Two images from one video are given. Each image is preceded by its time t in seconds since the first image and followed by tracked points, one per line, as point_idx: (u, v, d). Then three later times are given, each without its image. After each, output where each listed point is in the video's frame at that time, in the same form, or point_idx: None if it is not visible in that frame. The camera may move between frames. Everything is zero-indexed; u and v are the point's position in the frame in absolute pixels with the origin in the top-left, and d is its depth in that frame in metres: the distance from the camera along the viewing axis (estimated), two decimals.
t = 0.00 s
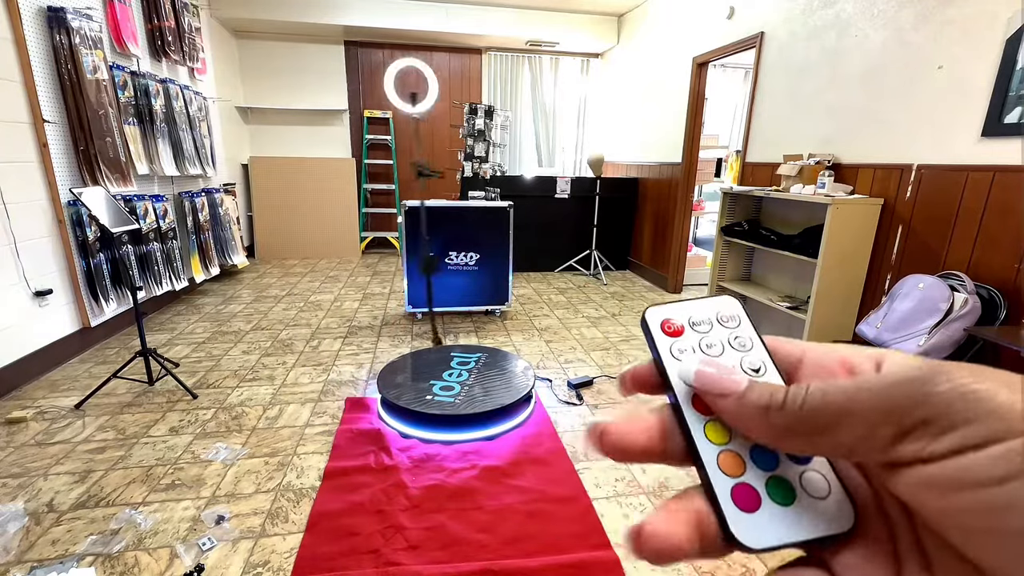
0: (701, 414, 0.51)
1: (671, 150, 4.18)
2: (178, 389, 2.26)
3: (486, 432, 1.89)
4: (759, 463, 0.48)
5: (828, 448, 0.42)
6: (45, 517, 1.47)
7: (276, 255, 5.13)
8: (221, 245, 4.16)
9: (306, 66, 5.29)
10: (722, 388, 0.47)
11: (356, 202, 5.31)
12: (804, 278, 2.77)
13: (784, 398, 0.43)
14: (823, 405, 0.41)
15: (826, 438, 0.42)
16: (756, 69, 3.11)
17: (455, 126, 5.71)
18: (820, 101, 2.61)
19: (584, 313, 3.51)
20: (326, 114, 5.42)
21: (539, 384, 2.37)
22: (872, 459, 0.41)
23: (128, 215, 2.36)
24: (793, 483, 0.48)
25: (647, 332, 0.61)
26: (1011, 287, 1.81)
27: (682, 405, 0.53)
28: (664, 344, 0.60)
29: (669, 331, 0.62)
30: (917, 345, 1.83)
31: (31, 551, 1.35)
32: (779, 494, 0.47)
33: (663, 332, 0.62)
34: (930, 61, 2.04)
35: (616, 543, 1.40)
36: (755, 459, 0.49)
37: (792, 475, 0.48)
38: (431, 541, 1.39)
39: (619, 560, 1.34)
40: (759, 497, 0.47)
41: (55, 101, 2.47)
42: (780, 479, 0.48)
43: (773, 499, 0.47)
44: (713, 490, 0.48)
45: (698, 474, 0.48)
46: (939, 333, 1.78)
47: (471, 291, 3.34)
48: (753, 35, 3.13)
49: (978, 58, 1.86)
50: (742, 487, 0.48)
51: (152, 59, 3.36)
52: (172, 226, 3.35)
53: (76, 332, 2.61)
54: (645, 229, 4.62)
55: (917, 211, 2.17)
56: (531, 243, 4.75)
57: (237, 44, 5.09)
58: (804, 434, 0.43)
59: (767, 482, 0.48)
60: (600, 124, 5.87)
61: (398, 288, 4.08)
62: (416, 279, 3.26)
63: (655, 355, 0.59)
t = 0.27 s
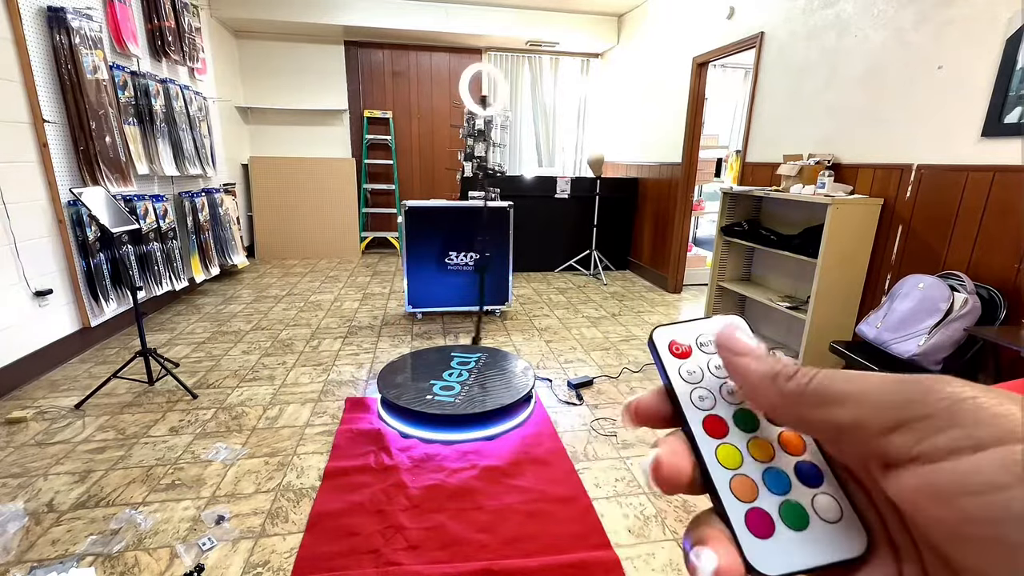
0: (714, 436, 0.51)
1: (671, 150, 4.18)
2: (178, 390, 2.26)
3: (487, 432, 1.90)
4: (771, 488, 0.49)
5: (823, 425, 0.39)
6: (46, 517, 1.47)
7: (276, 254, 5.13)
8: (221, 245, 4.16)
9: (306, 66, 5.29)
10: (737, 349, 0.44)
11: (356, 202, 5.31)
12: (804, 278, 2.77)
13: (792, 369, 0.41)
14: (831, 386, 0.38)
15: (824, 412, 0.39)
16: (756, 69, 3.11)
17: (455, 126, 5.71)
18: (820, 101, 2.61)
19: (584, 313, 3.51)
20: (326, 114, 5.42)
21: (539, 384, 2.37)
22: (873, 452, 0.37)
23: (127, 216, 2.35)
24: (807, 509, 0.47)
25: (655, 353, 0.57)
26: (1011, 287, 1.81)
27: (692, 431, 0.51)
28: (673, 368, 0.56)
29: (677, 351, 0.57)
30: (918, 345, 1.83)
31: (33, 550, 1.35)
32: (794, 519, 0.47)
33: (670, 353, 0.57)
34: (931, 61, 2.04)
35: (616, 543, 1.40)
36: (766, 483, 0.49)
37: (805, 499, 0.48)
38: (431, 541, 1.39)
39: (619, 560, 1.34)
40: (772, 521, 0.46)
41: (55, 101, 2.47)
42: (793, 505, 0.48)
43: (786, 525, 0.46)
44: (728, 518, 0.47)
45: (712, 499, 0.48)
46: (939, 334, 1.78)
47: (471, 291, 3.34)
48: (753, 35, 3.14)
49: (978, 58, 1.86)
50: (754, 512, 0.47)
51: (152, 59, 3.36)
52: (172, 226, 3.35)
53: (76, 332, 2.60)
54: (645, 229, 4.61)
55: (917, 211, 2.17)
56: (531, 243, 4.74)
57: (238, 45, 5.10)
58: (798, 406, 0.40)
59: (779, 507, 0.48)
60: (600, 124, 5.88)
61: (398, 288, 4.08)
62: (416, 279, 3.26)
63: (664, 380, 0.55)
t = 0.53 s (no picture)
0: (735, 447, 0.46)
1: (671, 150, 4.18)
2: (178, 389, 2.26)
3: (487, 432, 1.90)
4: (794, 500, 0.43)
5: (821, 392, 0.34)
6: (46, 517, 1.47)
7: (276, 254, 5.13)
8: (221, 245, 4.15)
9: (306, 66, 5.29)
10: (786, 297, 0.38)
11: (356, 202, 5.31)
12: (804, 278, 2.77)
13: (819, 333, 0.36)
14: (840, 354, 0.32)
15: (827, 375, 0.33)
16: (756, 69, 3.11)
17: (455, 126, 5.71)
18: (820, 101, 2.61)
19: (583, 313, 3.51)
20: (326, 115, 5.43)
21: (539, 384, 2.37)
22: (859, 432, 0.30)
23: (127, 215, 2.35)
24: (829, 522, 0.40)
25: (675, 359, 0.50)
26: (1011, 287, 1.82)
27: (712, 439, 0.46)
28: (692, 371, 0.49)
29: (696, 357, 0.50)
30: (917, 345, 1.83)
31: (33, 549, 1.35)
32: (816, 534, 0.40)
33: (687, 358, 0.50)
34: (931, 61, 2.04)
35: (616, 543, 1.40)
36: (788, 496, 0.43)
37: (826, 513, 0.40)
38: (431, 541, 1.39)
39: (619, 560, 1.34)
40: (796, 537, 0.41)
41: (55, 101, 2.47)
42: (816, 517, 0.41)
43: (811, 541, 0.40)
44: (749, 531, 0.42)
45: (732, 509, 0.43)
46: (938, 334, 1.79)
47: (471, 291, 3.34)
48: (753, 35, 3.14)
49: (978, 58, 1.86)
50: (777, 527, 0.42)
51: (152, 59, 3.36)
52: (171, 226, 3.35)
53: (76, 332, 2.60)
54: (645, 229, 4.62)
55: (917, 211, 2.17)
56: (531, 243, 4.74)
57: (238, 45, 5.10)
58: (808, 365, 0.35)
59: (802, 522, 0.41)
60: (600, 124, 5.88)
61: (398, 288, 4.08)
62: (416, 279, 3.26)
63: (682, 385, 0.49)
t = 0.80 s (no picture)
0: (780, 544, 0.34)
1: (671, 150, 4.18)
2: (179, 390, 2.26)
3: (487, 432, 1.90)
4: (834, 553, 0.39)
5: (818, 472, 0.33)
6: (46, 517, 1.47)
7: (276, 254, 5.13)
8: (221, 245, 4.15)
9: (306, 66, 5.29)
10: (751, 384, 0.33)
11: (356, 202, 5.31)
12: (804, 278, 2.77)
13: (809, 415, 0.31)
14: (819, 438, 0.26)
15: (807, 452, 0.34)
16: (756, 69, 3.11)
17: (455, 126, 5.71)
18: (820, 101, 2.61)
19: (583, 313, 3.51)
20: (326, 114, 5.43)
21: (539, 384, 2.37)
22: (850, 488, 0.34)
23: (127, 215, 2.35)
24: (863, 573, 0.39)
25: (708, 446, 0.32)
26: (1011, 287, 1.82)
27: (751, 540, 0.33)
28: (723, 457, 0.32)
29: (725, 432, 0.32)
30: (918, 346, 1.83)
31: (33, 550, 1.35)
32: None
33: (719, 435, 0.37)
34: (931, 61, 2.04)
35: (616, 543, 1.41)
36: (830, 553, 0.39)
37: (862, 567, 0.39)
38: (431, 541, 1.39)
39: (619, 560, 1.34)
40: None
41: (55, 101, 2.47)
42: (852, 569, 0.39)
43: None
44: None
45: None
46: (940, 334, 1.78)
47: (471, 291, 3.34)
48: (753, 35, 3.14)
49: (978, 58, 1.87)
50: None
51: (152, 59, 3.36)
52: (171, 226, 3.35)
53: (76, 332, 2.60)
54: (645, 229, 4.62)
55: (917, 211, 2.17)
56: (531, 243, 4.74)
57: (238, 45, 5.10)
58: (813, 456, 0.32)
59: None
60: (600, 124, 5.88)
61: (398, 288, 4.08)
62: (416, 279, 3.26)
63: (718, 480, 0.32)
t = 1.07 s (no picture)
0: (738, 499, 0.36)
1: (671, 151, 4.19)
2: (179, 389, 2.27)
3: (487, 432, 1.90)
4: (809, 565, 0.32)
5: (812, 457, 0.29)
6: (47, 517, 1.48)
7: (276, 255, 5.13)
8: (222, 245, 4.16)
9: (307, 67, 5.30)
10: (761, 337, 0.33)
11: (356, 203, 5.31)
12: (803, 278, 2.77)
13: (802, 384, 0.31)
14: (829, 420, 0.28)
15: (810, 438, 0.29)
16: (756, 69, 3.12)
17: (455, 126, 5.72)
18: (820, 101, 2.62)
19: (583, 313, 3.52)
20: (327, 115, 5.43)
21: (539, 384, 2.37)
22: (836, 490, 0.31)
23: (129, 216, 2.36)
24: None
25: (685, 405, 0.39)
26: (1010, 287, 1.82)
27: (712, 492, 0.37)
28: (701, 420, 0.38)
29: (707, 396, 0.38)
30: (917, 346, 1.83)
31: (34, 549, 1.36)
32: None
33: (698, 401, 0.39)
34: (930, 62, 2.05)
35: (616, 543, 1.41)
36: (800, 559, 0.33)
37: None
38: (431, 541, 1.40)
39: (619, 559, 1.35)
40: None
41: (56, 102, 2.47)
42: None
43: None
44: None
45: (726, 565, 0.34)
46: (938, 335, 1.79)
47: (471, 291, 3.34)
48: (753, 35, 3.14)
49: (977, 59, 1.87)
50: None
51: (153, 59, 3.37)
52: (172, 226, 3.35)
53: (77, 332, 2.61)
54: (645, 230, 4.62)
55: (916, 211, 2.18)
56: (531, 243, 4.75)
57: (238, 45, 5.11)
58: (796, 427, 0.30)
59: None
60: (600, 124, 5.89)
61: (399, 288, 4.09)
62: (416, 279, 3.26)
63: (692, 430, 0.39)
